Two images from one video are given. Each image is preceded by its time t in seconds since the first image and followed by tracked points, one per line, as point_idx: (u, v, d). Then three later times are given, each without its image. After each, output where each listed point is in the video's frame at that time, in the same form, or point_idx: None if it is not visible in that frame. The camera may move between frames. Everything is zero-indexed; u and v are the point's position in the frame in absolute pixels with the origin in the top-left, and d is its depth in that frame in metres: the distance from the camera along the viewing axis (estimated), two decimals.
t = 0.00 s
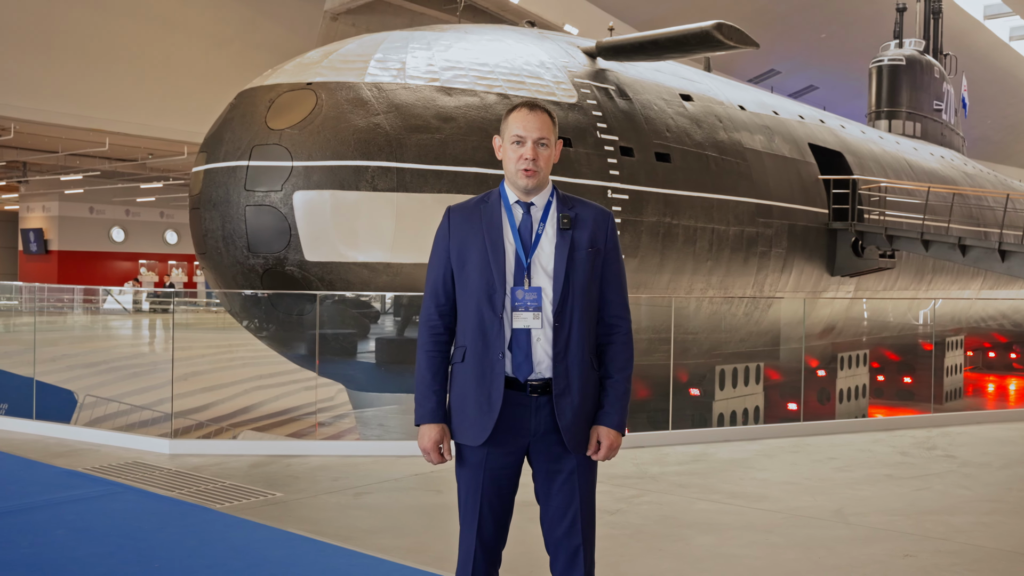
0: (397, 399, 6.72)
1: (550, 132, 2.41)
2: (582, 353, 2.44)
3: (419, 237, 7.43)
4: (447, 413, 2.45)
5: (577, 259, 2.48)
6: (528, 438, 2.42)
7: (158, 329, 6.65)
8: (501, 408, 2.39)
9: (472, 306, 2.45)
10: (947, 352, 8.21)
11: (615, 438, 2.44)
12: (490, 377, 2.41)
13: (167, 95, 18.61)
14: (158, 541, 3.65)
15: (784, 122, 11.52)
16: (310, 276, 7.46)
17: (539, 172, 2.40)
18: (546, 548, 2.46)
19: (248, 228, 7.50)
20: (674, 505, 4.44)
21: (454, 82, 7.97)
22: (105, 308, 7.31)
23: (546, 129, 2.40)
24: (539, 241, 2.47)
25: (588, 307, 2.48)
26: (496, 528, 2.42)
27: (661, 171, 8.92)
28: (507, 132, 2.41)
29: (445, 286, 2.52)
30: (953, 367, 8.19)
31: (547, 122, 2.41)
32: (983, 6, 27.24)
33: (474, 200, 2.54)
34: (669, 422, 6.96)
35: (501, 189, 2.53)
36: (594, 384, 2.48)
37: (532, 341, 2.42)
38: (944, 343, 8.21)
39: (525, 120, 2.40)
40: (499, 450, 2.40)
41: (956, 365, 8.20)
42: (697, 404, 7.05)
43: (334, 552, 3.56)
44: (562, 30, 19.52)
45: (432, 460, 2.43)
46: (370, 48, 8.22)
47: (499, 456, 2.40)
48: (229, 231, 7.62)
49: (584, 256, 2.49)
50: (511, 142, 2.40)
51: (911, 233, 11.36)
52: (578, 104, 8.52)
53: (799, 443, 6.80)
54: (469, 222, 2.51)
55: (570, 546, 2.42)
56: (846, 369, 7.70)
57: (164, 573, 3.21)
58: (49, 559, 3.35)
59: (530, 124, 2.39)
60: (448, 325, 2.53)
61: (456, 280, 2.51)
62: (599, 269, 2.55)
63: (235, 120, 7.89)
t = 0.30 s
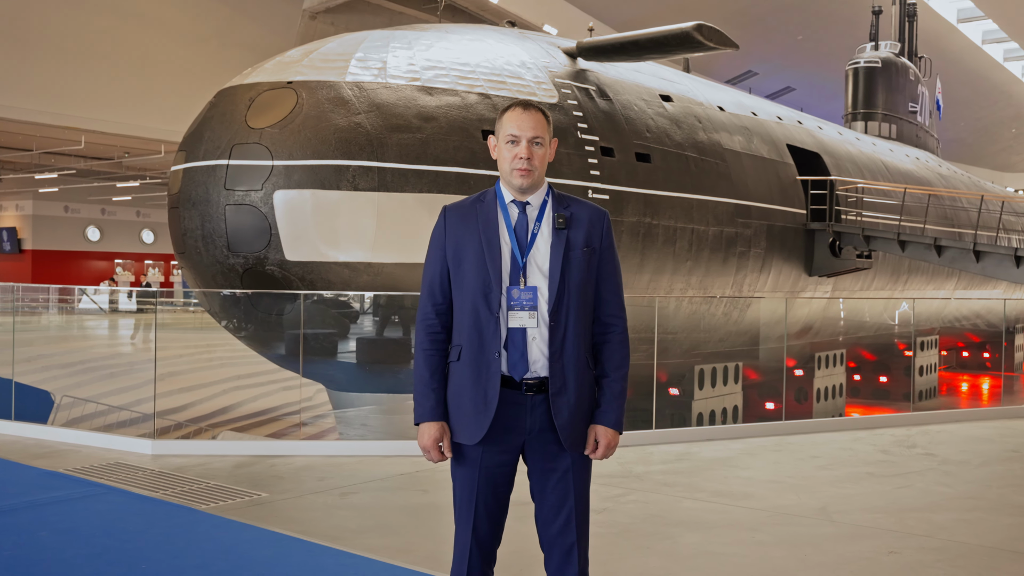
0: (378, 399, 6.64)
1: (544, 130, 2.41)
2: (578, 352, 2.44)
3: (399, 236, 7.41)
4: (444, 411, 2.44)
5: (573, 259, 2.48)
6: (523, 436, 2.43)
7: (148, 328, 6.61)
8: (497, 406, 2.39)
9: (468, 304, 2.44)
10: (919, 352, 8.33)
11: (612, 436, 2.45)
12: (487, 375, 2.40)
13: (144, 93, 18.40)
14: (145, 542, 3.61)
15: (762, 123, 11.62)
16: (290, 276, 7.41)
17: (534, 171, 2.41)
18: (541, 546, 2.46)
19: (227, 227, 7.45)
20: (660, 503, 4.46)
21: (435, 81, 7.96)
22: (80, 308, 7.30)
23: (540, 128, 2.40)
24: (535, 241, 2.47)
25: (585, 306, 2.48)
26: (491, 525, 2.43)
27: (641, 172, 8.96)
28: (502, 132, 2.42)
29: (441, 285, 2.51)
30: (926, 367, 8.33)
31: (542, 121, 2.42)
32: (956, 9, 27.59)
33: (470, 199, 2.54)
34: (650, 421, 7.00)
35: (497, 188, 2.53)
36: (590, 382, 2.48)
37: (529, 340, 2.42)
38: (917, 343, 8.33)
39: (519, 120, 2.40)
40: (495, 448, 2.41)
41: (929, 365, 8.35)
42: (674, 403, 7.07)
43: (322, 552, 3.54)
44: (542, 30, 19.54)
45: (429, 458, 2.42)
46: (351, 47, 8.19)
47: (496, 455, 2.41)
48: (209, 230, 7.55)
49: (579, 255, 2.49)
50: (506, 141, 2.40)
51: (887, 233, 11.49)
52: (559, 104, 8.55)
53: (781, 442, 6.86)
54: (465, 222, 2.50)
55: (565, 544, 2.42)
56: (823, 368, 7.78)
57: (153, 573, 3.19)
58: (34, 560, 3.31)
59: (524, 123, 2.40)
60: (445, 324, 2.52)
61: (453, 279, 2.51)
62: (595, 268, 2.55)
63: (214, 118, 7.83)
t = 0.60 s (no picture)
0: (358, 400, 6.58)
1: (540, 126, 2.42)
2: (575, 350, 2.45)
3: (380, 235, 7.39)
4: (441, 409, 2.44)
5: (570, 257, 2.48)
6: (520, 433, 2.43)
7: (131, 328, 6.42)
8: (494, 404, 2.40)
9: (466, 302, 2.45)
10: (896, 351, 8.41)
11: (608, 434, 2.46)
12: (484, 373, 2.41)
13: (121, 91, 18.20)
14: (132, 542, 3.57)
15: (741, 123, 11.70)
16: (272, 275, 7.37)
17: (531, 167, 2.41)
18: (537, 544, 2.47)
19: (208, 225, 7.39)
20: (646, 501, 4.48)
21: (417, 80, 7.95)
22: (56, 308, 7.22)
23: (535, 124, 2.41)
24: (532, 239, 2.47)
25: (581, 304, 2.49)
26: (488, 523, 2.43)
27: (622, 171, 9.00)
28: (497, 129, 2.42)
29: (438, 283, 2.51)
30: (903, 366, 8.39)
31: (536, 117, 2.42)
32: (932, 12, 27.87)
33: (467, 197, 2.54)
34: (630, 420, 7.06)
35: (494, 185, 2.54)
36: (586, 379, 2.49)
37: (526, 338, 2.43)
38: (894, 343, 8.41)
39: (514, 116, 2.40)
40: (492, 445, 2.41)
41: (904, 364, 8.39)
42: (654, 402, 7.16)
43: (312, 552, 3.52)
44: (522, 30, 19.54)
45: (426, 456, 2.42)
46: (332, 46, 8.15)
47: (492, 452, 2.41)
48: (190, 229, 7.49)
49: (576, 254, 2.49)
50: (502, 138, 2.41)
51: (865, 233, 11.63)
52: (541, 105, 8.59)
53: (763, 440, 6.91)
54: (463, 220, 2.50)
55: (561, 542, 2.42)
56: (801, 368, 7.76)
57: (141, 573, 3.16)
58: (19, 562, 3.26)
59: (519, 119, 2.40)
60: (442, 322, 2.53)
61: (450, 277, 2.51)
62: (591, 267, 2.56)
63: (195, 116, 7.77)
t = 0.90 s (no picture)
0: (339, 400, 6.41)
1: (533, 125, 2.42)
2: (573, 348, 2.46)
3: (362, 235, 7.36)
4: (439, 407, 2.45)
5: (568, 256, 2.49)
6: (519, 430, 2.43)
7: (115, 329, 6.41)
8: (493, 401, 2.40)
9: (464, 300, 2.44)
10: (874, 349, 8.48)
11: (605, 431, 2.47)
12: (483, 371, 2.41)
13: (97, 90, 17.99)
14: (119, 543, 3.54)
15: (720, 123, 11.78)
16: (252, 274, 7.32)
17: (527, 165, 2.42)
18: (534, 540, 2.48)
19: (188, 225, 7.33)
20: (634, 499, 4.50)
21: (398, 80, 7.93)
22: (30, 308, 7.04)
23: (528, 122, 2.41)
24: (530, 237, 2.48)
25: (579, 302, 2.50)
26: (486, 519, 2.43)
27: (602, 171, 9.03)
28: (492, 130, 2.43)
29: (437, 281, 2.51)
30: (881, 364, 8.44)
31: (529, 116, 2.43)
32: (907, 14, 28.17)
33: (465, 196, 2.54)
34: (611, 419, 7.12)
35: (491, 185, 2.54)
36: (583, 376, 2.50)
37: (524, 335, 2.43)
38: (872, 342, 8.48)
39: (508, 116, 2.41)
40: (490, 442, 2.42)
41: (883, 362, 8.46)
42: (635, 401, 7.20)
43: (302, 551, 3.51)
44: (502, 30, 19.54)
45: (424, 454, 2.42)
46: (313, 45, 8.12)
47: (490, 450, 2.42)
48: (169, 229, 7.43)
49: (574, 252, 2.50)
50: (497, 138, 2.42)
51: (843, 233, 11.68)
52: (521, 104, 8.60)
53: (746, 439, 6.96)
54: (461, 218, 2.51)
55: (558, 538, 2.43)
56: (779, 367, 7.80)
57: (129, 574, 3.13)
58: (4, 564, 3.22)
59: (512, 119, 2.41)
60: (440, 320, 2.53)
61: (448, 275, 2.50)
62: (588, 265, 2.57)
63: (175, 115, 7.71)
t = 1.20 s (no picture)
0: (321, 399, 6.37)
1: (525, 124, 2.42)
2: (571, 347, 2.47)
3: (345, 235, 7.33)
4: (438, 406, 2.45)
5: (566, 255, 2.50)
6: (517, 429, 2.44)
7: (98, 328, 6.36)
8: (492, 400, 2.40)
9: (463, 299, 2.45)
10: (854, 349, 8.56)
11: (602, 429, 2.48)
12: (482, 370, 2.41)
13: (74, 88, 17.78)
14: (108, 544, 3.51)
15: (701, 124, 11.84)
16: (234, 275, 7.28)
17: (521, 164, 2.42)
18: (532, 538, 2.48)
19: (169, 225, 7.27)
20: (621, 498, 4.52)
21: (381, 79, 7.92)
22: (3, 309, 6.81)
23: (519, 121, 2.42)
24: (528, 237, 2.49)
25: (577, 302, 2.51)
26: (484, 517, 2.43)
27: (585, 171, 9.06)
28: (485, 132, 2.44)
29: (435, 280, 2.51)
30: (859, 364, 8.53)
31: (520, 115, 2.43)
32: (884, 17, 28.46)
33: (462, 196, 2.55)
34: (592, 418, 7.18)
35: (489, 185, 2.55)
36: (581, 375, 2.50)
37: (523, 335, 2.44)
38: (851, 342, 8.54)
39: (499, 117, 2.42)
40: (488, 441, 2.42)
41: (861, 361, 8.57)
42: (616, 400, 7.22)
43: (293, 551, 3.49)
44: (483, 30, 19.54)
45: (423, 453, 2.43)
46: (295, 44, 8.09)
47: (489, 448, 2.42)
48: (150, 228, 7.37)
49: (572, 252, 2.51)
50: (490, 140, 2.43)
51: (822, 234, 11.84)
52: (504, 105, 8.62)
53: (730, 438, 7.01)
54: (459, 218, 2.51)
55: (556, 537, 2.44)
56: (759, 367, 7.90)
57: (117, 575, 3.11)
58: None
59: (503, 119, 2.41)
60: (438, 319, 2.53)
61: (447, 274, 2.50)
62: (586, 265, 2.58)
63: (155, 114, 7.65)
